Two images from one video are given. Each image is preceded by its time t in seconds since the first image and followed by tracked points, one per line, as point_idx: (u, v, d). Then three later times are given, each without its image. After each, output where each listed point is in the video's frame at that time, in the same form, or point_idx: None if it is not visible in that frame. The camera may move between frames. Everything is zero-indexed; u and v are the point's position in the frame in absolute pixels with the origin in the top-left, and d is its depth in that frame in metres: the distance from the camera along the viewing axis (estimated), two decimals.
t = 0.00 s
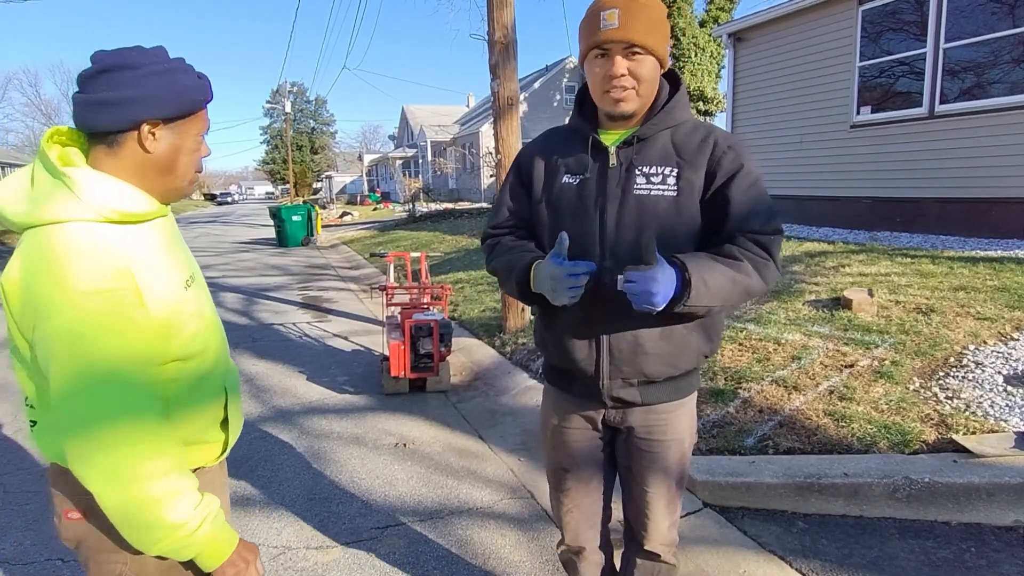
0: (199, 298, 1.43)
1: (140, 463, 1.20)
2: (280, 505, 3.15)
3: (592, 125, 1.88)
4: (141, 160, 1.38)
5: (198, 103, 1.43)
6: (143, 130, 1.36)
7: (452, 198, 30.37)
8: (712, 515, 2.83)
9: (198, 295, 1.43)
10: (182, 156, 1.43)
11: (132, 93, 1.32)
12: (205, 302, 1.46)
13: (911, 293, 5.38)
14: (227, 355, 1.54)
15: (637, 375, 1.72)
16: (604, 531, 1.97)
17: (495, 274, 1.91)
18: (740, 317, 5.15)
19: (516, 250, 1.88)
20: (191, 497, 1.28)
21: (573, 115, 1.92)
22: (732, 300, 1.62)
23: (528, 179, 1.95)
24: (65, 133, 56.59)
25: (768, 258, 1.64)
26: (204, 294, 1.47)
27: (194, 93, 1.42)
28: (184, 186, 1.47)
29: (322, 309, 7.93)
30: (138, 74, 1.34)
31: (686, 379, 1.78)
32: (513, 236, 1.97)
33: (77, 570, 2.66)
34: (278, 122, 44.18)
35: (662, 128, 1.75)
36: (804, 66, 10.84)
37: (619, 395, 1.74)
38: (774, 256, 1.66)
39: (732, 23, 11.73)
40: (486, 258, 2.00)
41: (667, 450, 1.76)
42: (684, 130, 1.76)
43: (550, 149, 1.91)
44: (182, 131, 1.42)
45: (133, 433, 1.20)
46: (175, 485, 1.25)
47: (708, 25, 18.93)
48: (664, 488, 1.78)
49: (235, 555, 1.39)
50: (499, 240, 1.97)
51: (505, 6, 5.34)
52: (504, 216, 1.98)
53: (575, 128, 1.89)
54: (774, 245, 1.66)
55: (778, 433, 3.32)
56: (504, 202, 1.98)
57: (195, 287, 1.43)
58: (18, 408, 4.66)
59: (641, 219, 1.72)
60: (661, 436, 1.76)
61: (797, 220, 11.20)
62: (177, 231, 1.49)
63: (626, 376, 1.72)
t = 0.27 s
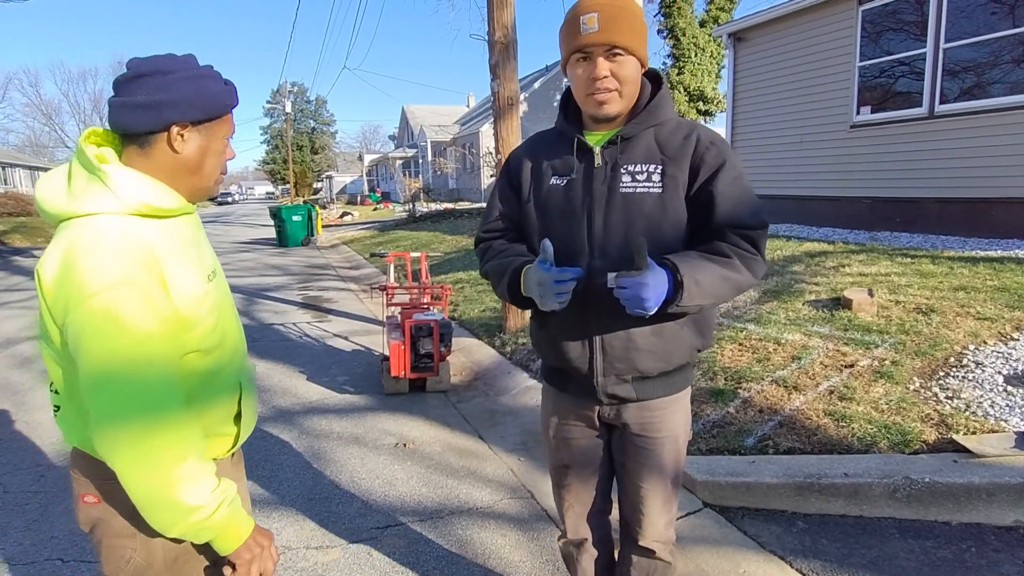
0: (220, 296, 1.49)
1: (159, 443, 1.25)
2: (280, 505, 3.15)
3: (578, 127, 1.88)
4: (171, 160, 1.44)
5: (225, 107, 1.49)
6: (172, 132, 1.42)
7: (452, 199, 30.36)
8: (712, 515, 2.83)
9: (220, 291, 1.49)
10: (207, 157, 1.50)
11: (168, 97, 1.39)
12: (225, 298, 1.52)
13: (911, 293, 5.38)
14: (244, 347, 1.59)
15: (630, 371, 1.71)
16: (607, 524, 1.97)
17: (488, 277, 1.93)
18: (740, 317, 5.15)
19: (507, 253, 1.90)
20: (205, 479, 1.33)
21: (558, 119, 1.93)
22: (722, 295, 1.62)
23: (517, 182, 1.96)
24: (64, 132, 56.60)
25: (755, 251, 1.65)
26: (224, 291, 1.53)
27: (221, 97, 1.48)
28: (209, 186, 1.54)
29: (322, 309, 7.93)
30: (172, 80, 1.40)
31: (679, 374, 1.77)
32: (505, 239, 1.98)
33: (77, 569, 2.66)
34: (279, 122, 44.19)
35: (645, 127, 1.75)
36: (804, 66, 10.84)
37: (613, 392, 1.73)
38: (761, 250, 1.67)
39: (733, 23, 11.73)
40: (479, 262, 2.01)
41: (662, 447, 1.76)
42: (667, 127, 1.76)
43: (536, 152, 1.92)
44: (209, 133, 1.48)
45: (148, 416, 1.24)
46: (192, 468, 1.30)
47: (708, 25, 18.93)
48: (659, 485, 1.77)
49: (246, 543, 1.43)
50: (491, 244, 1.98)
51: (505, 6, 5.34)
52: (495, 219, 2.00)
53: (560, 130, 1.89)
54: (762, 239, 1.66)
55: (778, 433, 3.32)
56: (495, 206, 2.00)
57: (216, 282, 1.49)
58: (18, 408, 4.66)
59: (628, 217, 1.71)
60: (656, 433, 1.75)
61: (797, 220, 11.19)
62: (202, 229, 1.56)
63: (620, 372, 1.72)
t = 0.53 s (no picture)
0: (237, 292, 1.60)
1: (154, 408, 1.35)
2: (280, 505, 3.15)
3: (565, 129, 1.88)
4: (211, 166, 1.62)
5: (260, 121, 1.67)
6: (212, 141, 1.60)
7: (452, 199, 30.37)
8: (712, 515, 2.84)
9: (238, 287, 1.61)
10: (243, 165, 1.67)
11: (209, 111, 1.57)
12: (243, 297, 1.63)
13: (911, 293, 5.38)
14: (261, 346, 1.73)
15: (625, 367, 1.72)
16: (607, 519, 1.97)
17: (482, 279, 1.93)
18: (740, 317, 5.15)
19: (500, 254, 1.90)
20: (195, 452, 1.40)
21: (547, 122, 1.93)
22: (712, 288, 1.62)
23: (507, 186, 1.96)
24: (65, 133, 56.68)
25: (745, 244, 1.65)
26: (244, 289, 1.65)
27: (257, 112, 1.66)
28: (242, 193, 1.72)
29: (322, 309, 7.93)
30: (213, 96, 1.58)
31: (673, 369, 1.77)
32: (497, 241, 1.98)
33: (77, 569, 2.66)
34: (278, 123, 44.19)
35: (631, 126, 1.75)
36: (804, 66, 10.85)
37: (609, 388, 1.74)
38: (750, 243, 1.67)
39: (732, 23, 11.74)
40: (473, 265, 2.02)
41: (657, 444, 1.75)
42: (652, 126, 1.75)
43: (525, 155, 1.93)
44: (245, 144, 1.65)
45: (144, 380, 1.35)
46: (186, 437, 1.39)
47: (708, 25, 18.92)
48: (654, 481, 1.76)
49: (220, 532, 1.44)
50: (484, 247, 1.99)
51: (505, 6, 5.34)
52: (487, 222, 2.00)
53: (548, 134, 1.90)
54: (750, 233, 1.67)
55: (777, 433, 3.32)
56: (486, 209, 2.01)
57: (237, 280, 1.62)
58: (17, 408, 4.66)
59: (617, 215, 1.71)
60: (650, 429, 1.74)
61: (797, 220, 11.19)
62: (243, 236, 1.75)
63: (615, 368, 1.72)
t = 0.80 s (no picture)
0: (244, 281, 1.64)
1: (151, 383, 1.43)
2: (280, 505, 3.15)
3: (556, 130, 1.89)
4: (234, 164, 1.68)
5: (285, 123, 1.71)
6: (236, 140, 1.66)
7: (452, 199, 30.36)
8: (712, 515, 2.84)
9: (246, 277, 1.65)
10: (265, 164, 1.71)
11: (234, 111, 1.65)
12: (251, 287, 1.67)
13: (911, 293, 5.38)
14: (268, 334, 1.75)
15: (620, 364, 1.70)
16: (605, 517, 1.97)
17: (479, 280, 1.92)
18: (740, 317, 5.15)
19: (495, 255, 1.89)
20: (189, 426, 1.47)
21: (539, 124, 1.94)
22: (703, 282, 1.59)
23: (502, 187, 1.96)
24: (64, 132, 56.64)
25: (735, 238, 1.62)
26: (254, 280, 1.68)
27: (282, 115, 1.70)
28: (266, 190, 1.77)
29: (323, 309, 7.93)
30: (241, 99, 1.66)
31: (668, 366, 1.76)
32: (493, 242, 1.98)
33: (77, 569, 2.66)
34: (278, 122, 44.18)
35: (621, 125, 1.75)
36: (804, 66, 10.85)
37: (605, 385, 1.73)
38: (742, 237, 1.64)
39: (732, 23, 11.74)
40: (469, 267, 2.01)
41: (654, 443, 1.75)
42: (642, 125, 1.75)
43: (518, 156, 1.93)
44: (269, 144, 1.71)
45: (142, 358, 1.42)
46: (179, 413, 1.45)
47: (708, 25, 18.92)
48: (650, 480, 1.76)
49: (215, 495, 1.52)
50: (480, 248, 1.98)
51: (505, 6, 5.34)
52: (481, 223, 2.00)
53: (540, 136, 1.90)
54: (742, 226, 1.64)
55: (777, 433, 3.32)
56: (481, 211, 2.01)
57: (246, 270, 1.66)
58: (17, 408, 4.66)
59: (608, 214, 1.71)
60: (647, 426, 1.74)
61: (797, 220, 11.19)
62: (263, 229, 1.78)
63: (610, 364, 1.71)
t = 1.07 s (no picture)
0: (238, 275, 1.64)
1: (148, 378, 1.44)
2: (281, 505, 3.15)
3: (550, 131, 1.89)
4: (225, 163, 1.69)
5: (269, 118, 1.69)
6: (222, 137, 1.66)
7: (452, 199, 30.37)
8: (712, 515, 2.84)
9: (242, 270, 1.65)
10: (252, 160, 1.70)
11: (220, 109, 1.64)
12: (248, 280, 1.67)
13: (911, 293, 5.38)
14: (269, 330, 1.75)
15: (617, 363, 1.70)
16: (604, 515, 1.98)
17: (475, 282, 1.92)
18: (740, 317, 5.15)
19: (491, 257, 1.89)
20: (190, 421, 1.48)
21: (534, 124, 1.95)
22: (697, 280, 1.59)
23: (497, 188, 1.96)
24: (64, 132, 56.65)
25: (729, 236, 1.62)
26: (250, 274, 1.68)
27: (266, 110, 1.69)
28: (257, 187, 1.76)
29: (323, 309, 7.93)
30: (225, 95, 1.66)
31: (665, 364, 1.75)
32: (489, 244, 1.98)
33: (77, 569, 2.66)
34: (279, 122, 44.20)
35: (614, 125, 1.75)
36: (804, 66, 10.85)
37: (602, 383, 1.72)
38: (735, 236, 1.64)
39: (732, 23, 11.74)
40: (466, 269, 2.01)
41: (651, 443, 1.73)
42: (634, 125, 1.76)
43: (513, 158, 1.94)
44: (255, 140, 1.70)
45: (137, 355, 1.43)
46: (176, 410, 1.46)
47: (708, 25, 18.91)
48: (647, 480, 1.74)
49: (219, 487, 1.53)
50: (476, 250, 1.98)
51: (505, 6, 5.34)
52: (477, 226, 1.99)
53: (535, 138, 1.90)
54: (735, 224, 1.64)
55: (778, 433, 3.32)
56: (477, 213, 2.01)
57: (242, 264, 1.66)
58: (17, 408, 4.66)
59: (603, 213, 1.70)
60: (643, 425, 1.73)
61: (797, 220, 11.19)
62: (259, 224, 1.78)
63: (607, 363, 1.70)
